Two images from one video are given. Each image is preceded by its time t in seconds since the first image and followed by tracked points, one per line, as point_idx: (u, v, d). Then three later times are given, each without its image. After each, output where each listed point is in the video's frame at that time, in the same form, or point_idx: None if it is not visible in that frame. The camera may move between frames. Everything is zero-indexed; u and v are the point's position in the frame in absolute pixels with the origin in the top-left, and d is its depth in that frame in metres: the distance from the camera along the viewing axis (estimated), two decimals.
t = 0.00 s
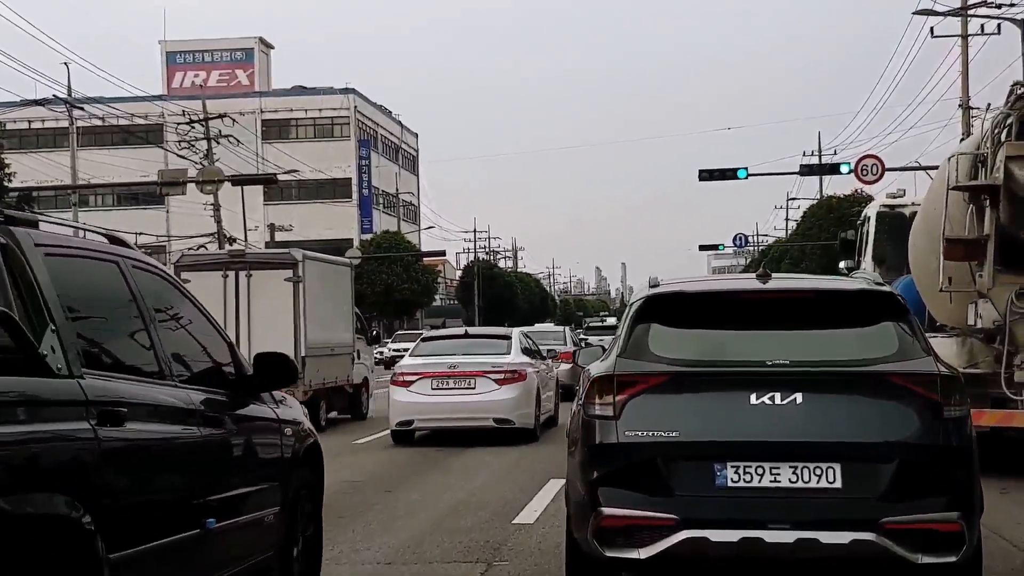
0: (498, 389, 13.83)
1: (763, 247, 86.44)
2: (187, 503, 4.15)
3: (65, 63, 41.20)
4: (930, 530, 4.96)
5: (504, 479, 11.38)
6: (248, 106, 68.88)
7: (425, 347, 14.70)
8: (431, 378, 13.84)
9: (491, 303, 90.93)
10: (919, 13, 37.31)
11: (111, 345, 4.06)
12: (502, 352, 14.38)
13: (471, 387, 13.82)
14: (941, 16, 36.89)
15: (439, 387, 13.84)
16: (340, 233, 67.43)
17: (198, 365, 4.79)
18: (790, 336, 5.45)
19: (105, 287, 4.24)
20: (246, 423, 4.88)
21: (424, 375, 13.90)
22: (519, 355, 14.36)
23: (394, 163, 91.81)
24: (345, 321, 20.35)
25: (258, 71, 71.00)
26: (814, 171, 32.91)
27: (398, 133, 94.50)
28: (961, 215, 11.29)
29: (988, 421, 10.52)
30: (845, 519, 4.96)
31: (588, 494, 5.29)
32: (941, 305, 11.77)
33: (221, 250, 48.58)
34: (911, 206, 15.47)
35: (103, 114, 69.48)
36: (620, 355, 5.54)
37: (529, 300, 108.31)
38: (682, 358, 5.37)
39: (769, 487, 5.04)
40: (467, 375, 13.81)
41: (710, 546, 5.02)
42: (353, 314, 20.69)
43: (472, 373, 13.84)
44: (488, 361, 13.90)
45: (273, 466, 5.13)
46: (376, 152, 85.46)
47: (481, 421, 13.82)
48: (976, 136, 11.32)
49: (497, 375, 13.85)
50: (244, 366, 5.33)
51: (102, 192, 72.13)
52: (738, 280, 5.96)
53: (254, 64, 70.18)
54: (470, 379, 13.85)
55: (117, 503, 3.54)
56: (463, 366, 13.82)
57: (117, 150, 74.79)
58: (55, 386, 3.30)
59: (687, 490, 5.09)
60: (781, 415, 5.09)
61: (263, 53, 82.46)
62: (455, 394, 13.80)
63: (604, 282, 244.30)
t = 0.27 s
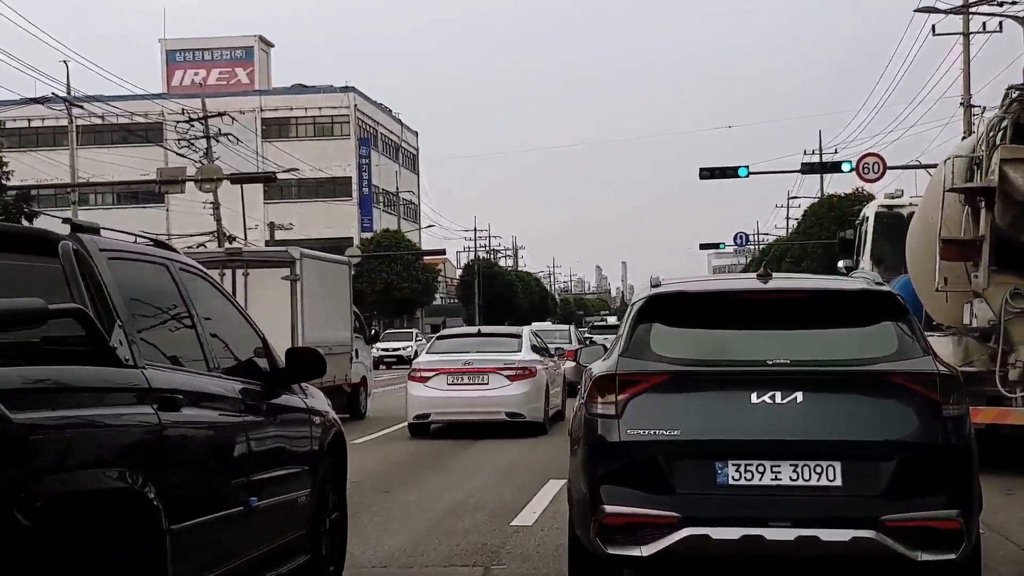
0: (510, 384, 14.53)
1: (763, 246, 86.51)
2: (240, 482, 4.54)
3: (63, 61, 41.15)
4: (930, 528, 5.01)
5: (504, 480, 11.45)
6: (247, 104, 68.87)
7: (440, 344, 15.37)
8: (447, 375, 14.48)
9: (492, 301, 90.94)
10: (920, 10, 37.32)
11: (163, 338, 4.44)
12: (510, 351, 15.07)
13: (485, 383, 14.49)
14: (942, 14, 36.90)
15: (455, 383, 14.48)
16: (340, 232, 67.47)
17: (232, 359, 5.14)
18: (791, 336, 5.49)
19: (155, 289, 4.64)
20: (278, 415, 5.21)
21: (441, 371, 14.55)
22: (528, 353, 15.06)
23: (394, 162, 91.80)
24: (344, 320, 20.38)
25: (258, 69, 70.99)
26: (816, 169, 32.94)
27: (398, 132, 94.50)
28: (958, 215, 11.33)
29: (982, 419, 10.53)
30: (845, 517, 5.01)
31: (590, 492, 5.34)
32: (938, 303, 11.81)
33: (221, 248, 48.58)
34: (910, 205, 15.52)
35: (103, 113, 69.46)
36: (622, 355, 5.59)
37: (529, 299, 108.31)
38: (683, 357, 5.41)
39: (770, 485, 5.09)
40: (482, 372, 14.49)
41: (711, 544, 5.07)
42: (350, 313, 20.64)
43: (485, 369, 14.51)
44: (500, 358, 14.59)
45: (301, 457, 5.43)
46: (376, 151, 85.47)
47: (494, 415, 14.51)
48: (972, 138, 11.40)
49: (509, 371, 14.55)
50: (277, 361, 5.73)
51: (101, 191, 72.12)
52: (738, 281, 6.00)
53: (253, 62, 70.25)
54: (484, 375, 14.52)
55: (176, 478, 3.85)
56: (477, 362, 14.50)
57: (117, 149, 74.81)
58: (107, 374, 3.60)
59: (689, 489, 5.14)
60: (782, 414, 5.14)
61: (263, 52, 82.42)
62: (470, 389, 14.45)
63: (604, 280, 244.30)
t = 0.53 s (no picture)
0: (521, 380, 15.30)
1: (764, 245, 86.48)
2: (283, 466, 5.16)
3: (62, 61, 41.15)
4: (927, 524, 5.11)
5: (502, 480, 11.55)
6: (247, 104, 68.90)
7: (453, 343, 16.19)
8: (462, 371, 15.32)
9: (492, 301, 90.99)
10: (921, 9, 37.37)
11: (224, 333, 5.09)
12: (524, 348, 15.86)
13: (496, 379, 15.32)
14: (943, 12, 36.96)
15: (469, 379, 15.33)
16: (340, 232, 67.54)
17: (281, 357, 5.77)
18: (791, 335, 5.60)
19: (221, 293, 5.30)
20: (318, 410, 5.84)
21: (455, 368, 15.37)
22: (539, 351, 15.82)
23: (394, 161, 91.84)
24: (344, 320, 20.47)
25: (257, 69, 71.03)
26: (819, 168, 32.98)
27: (399, 131, 94.53)
28: (950, 217, 11.45)
29: (975, 415, 10.60)
30: (843, 514, 5.11)
31: (594, 489, 5.44)
32: (932, 303, 11.92)
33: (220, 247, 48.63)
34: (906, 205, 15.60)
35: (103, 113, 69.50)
36: (625, 354, 5.69)
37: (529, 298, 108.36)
38: (684, 356, 5.52)
39: (770, 482, 5.19)
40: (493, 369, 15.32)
41: (712, 540, 5.17)
42: (349, 313, 20.70)
43: (498, 366, 15.34)
44: (513, 356, 15.38)
45: (336, 446, 6.06)
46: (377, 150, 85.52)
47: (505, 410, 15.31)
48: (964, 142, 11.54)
49: (521, 368, 15.33)
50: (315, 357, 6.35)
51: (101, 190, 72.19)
52: (739, 281, 6.09)
53: (253, 61, 70.32)
54: (496, 372, 15.35)
55: (233, 460, 4.48)
56: (490, 360, 15.33)
57: (116, 148, 74.87)
58: (178, 372, 4.23)
59: (690, 486, 5.24)
60: (782, 412, 5.24)
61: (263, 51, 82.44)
62: (483, 385, 15.29)
63: (604, 280, 244.30)
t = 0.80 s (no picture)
0: (532, 377, 16.45)
1: (763, 245, 86.63)
2: (326, 451, 5.85)
3: (61, 59, 41.17)
4: (919, 518, 5.28)
5: (502, 482, 11.70)
6: (247, 103, 69.01)
7: (465, 343, 17.30)
8: (475, 369, 16.45)
9: (493, 301, 91.12)
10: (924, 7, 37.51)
11: (274, 327, 5.78)
12: (532, 346, 17.08)
13: (509, 375, 16.46)
14: (944, 13, 37.11)
15: (482, 376, 16.47)
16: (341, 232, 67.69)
17: (319, 348, 6.46)
18: (789, 335, 5.77)
19: (269, 292, 6.00)
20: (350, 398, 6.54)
21: (471, 365, 16.52)
22: (548, 350, 16.97)
23: (395, 161, 91.95)
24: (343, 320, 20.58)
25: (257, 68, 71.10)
26: (819, 168, 33.14)
27: (399, 130, 94.64)
28: (943, 222, 11.65)
29: (966, 412, 10.81)
30: (840, 508, 5.28)
31: (597, 484, 5.61)
32: (925, 304, 12.13)
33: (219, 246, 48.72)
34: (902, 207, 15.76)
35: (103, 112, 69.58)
36: (627, 354, 5.86)
37: (530, 298, 108.47)
38: (685, 356, 5.69)
39: (769, 478, 5.36)
40: (506, 367, 16.47)
41: (712, 533, 5.33)
42: (348, 313, 20.86)
43: (509, 364, 16.47)
44: (524, 354, 16.53)
45: (367, 434, 6.75)
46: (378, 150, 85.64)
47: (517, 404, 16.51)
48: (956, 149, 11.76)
49: (532, 365, 16.48)
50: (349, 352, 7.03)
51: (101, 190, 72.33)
52: (740, 283, 6.25)
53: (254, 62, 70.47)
54: (508, 369, 16.48)
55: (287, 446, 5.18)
56: (503, 357, 16.47)
57: (116, 148, 75.00)
58: (241, 367, 4.94)
59: (691, 481, 5.41)
60: (782, 410, 5.41)
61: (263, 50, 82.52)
62: (496, 382, 16.43)
63: (605, 280, 244.42)
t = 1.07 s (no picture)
0: (541, 375, 17.94)
1: (763, 246, 86.84)
2: (365, 440, 6.47)
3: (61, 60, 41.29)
4: (913, 514, 5.49)
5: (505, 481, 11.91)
6: (248, 103, 69.14)
7: (478, 345, 18.78)
8: (489, 367, 17.87)
9: (494, 301, 91.28)
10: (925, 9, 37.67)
11: (318, 327, 6.39)
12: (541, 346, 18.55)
13: (520, 373, 17.92)
14: (945, 14, 37.28)
15: (496, 373, 17.90)
16: (343, 232, 67.89)
17: (359, 345, 7.06)
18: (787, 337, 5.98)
19: (314, 294, 6.63)
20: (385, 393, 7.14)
21: (485, 363, 17.93)
22: (555, 351, 18.40)
23: (396, 161, 92.10)
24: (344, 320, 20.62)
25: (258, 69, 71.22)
26: (819, 169, 33.33)
27: (400, 131, 94.81)
28: (934, 225, 11.88)
29: (958, 411, 11.07)
30: (835, 504, 5.49)
31: (601, 481, 5.82)
32: (918, 306, 12.40)
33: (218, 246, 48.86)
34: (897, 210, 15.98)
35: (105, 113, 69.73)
36: (631, 354, 6.07)
37: (531, 299, 108.63)
38: (687, 357, 5.90)
39: (768, 475, 5.56)
40: (517, 365, 17.91)
41: (713, 528, 5.54)
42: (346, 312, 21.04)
43: (521, 362, 17.94)
44: (534, 353, 18.00)
45: (399, 425, 7.36)
46: (379, 151, 85.82)
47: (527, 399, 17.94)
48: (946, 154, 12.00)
49: (541, 364, 17.96)
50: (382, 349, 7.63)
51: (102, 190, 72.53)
52: (740, 286, 6.46)
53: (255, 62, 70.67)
54: (519, 367, 17.94)
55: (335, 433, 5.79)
56: (514, 356, 17.91)
57: (117, 148, 75.19)
58: (299, 362, 5.54)
59: (692, 478, 5.62)
60: (781, 410, 5.62)
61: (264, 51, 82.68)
62: (509, 378, 17.88)
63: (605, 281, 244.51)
